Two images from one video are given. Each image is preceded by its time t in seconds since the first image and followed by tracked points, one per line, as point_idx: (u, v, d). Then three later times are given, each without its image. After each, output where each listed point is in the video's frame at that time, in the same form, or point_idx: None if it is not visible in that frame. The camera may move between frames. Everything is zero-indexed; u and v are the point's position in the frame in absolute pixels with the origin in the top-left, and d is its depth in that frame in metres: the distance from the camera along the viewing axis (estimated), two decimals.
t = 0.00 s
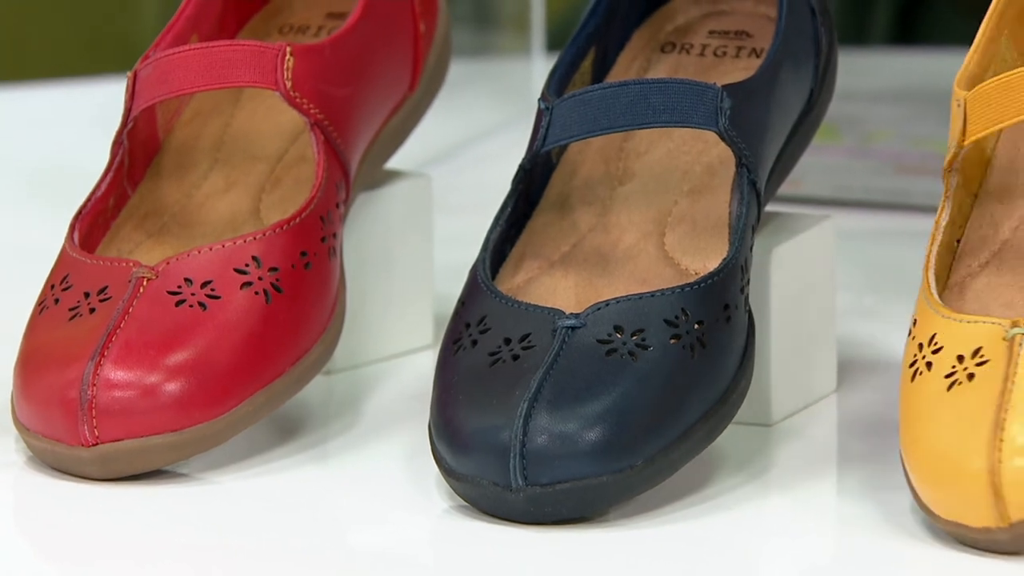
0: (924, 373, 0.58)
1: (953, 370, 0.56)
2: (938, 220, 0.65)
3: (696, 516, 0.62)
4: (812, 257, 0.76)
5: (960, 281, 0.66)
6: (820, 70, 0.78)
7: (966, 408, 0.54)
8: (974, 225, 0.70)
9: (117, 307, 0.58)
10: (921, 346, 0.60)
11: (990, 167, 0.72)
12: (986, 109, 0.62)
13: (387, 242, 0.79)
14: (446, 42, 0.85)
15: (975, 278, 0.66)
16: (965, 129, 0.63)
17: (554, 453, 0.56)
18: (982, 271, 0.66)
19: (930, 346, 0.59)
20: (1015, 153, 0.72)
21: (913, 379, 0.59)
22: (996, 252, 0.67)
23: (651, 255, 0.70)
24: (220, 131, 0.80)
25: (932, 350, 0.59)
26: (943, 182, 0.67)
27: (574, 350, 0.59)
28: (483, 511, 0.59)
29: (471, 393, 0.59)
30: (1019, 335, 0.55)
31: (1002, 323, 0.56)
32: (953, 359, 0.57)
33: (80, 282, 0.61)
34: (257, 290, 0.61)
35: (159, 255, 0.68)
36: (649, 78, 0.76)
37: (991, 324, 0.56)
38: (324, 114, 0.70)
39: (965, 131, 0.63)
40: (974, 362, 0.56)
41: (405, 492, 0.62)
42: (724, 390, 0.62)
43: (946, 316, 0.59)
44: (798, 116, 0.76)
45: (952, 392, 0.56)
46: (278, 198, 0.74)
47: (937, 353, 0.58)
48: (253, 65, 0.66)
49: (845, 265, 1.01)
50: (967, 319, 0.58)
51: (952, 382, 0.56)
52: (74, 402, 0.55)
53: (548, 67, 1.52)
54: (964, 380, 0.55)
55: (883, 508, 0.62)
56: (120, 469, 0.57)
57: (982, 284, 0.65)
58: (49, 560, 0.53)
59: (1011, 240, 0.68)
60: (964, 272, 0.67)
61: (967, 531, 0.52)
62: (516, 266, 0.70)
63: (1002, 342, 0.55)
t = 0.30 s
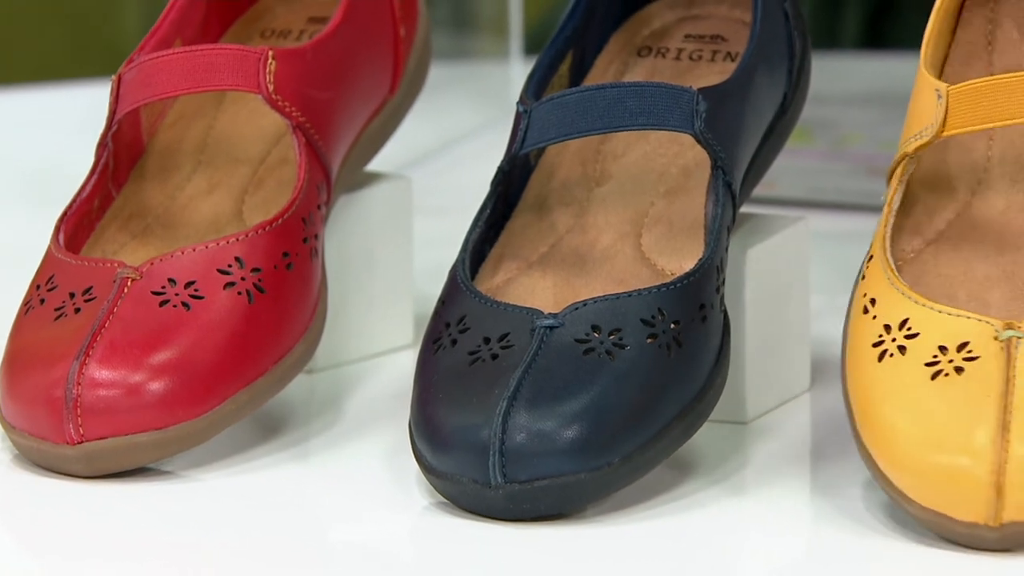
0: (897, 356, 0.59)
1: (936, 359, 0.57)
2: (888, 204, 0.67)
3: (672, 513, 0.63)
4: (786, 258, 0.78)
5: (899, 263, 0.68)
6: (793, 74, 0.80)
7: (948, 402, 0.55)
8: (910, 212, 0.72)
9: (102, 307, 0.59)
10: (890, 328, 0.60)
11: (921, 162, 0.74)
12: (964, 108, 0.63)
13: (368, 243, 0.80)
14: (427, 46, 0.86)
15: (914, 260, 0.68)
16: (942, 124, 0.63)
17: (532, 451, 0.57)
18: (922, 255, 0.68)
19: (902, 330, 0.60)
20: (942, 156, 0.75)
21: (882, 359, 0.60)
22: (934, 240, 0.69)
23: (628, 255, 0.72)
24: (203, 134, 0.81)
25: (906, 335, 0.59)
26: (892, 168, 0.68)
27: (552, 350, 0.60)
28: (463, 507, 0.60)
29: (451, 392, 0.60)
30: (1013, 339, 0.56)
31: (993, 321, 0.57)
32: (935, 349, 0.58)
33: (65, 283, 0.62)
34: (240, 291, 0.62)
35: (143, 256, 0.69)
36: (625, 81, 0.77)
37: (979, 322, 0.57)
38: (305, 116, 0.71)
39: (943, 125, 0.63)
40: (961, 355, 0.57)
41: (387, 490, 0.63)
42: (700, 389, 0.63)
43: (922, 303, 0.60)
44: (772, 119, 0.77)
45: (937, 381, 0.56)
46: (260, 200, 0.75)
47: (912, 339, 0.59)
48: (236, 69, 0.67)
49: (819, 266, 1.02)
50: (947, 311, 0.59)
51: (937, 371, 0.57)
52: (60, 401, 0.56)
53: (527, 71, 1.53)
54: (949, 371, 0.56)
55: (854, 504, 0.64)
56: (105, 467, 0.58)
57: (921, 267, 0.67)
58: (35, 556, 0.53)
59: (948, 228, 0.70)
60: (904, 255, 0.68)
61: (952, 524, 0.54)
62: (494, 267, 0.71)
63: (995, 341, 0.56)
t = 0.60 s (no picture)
0: (870, 369, 0.61)
1: (902, 367, 0.59)
2: (877, 227, 0.69)
3: (650, 509, 0.64)
4: (762, 259, 0.79)
5: (897, 285, 0.69)
6: (769, 78, 0.81)
7: (920, 404, 0.57)
8: (909, 233, 0.73)
9: (89, 307, 0.60)
10: (867, 343, 0.63)
11: (924, 182, 0.75)
12: (935, 123, 0.65)
13: (351, 244, 0.81)
14: (409, 50, 0.87)
15: (911, 282, 0.69)
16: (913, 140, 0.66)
17: (512, 448, 0.58)
18: (919, 276, 0.70)
19: (877, 344, 0.62)
20: (941, 171, 0.76)
21: (858, 373, 0.62)
22: (931, 259, 0.71)
23: (606, 256, 0.73)
24: (189, 137, 0.82)
25: (879, 348, 0.62)
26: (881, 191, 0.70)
27: (532, 348, 0.61)
28: (445, 504, 0.61)
29: (433, 390, 0.62)
30: (969, 338, 0.58)
31: (953, 325, 0.59)
32: (901, 357, 0.60)
33: (53, 283, 0.63)
34: (226, 290, 0.63)
35: (130, 256, 0.70)
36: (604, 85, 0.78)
37: (941, 326, 0.60)
38: (290, 120, 0.72)
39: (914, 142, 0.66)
40: (925, 360, 0.59)
41: (370, 486, 0.64)
42: (677, 387, 0.65)
43: (894, 316, 0.62)
44: (748, 122, 0.79)
45: (902, 388, 0.59)
46: (245, 201, 0.76)
47: (884, 351, 0.61)
48: (221, 73, 0.68)
49: (793, 267, 1.04)
50: (915, 321, 0.61)
51: (901, 378, 0.59)
52: (47, 399, 0.57)
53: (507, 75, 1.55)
54: (913, 377, 0.59)
55: (826, 499, 0.65)
56: (92, 463, 0.59)
57: (919, 288, 0.69)
58: (24, 552, 0.54)
59: (945, 246, 0.72)
60: (901, 277, 0.70)
61: (916, 523, 0.56)
62: (475, 267, 0.73)
63: (954, 342, 0.58)
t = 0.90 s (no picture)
0: (849, 368, 0.64)
1: (884, 368, 0.63)
2: (854, 239, 0.72)
3: (628, 507, 0.66)
4: (738, 262, 0.81)
5: (869, 295, 0.72)
6: (744, 84, 0.83)
7: (901, 405, 0.60)
8: (882, 249, 0.76)
9: (77, 309, 0.61)
10: (846, 344, 0.66)
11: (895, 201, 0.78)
12: (925, 137, 0.67)
13: (335, 247, 0.82)
14: (391, 57, 0.88)
15: (882, 293, 0.72)
16: (900, 153, 0.68)
17: (493, 448, 0.59)
18: (890, 288, 0.72)
19: (856, 346, 0.65)
20: (912, 196, 0.79)
21: (837, 372, 0.65)
22: (904, 273, 0.73)
23: (585, 259, 0.74)
24: (175, 142, 0.83)
25: (858, 350, 0.65)
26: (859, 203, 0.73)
27: (512, 350, 0.63)
28: (427, 503, 0.62)
29: (415, 391, 0.63)
30: (954, 344, 0.62)
31: (937, 332, 0.63)
32: (882, 358, 0.63)
33: (41, 286, 0.64)
34: (211, 293, 0.64)
35: (117, 260, 0.71)
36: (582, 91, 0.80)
37: (925, 332, 0.63)
38: (274, 125, 0.73)
39: (902, 155, 0.68)
40: (907, 362, 0.62)
41: (354, 485, 0.65)
42: (656, 387, 0.66)
43: (874, 319, 0.65)
44: (724, 128, 0.80)
45: (883, 388, 0.62)
46: (231, 206, 0.77)
47: (864, 353, 0.64)
48: (207, 79, 0.69)
49: (769, 270, 1.06)
50: (896, 326, 0.64)
51: (883, 378, 0.62)
52: (36, 400, 0.58)
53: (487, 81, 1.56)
54: (895, 378, 0.62)
55: (801, 498, 0.67)
56: (81, 463, 0.60)
57: (890, 299, 0.71)
58: (13, 551, 0.55)
59: (916, 261, 0.74)
60: (873, 288, 0.72)
61: (892, 515, 0.58)
62: (456, 270, 0.74)
63: (938, 346, 0.62)
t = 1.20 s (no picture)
0: (829, 375, 0.66)
1: (863, 373, 0.64)
2: (835, 257, 0.75)
3: (609, 507, 0.67)
4: (717, 266, 0.82)
5: (852, 313, 0.75)
6: (723, 91, 0.84)
7: (878, 409, 0.62)
8: (862, 270, 0.79)
9: (67, 312, 0.62)
10: (825, 353, 0.68)
11: (875, 226, 0.83)
12: (905, 156, 0.71)
13: (320, 251, 0.83)
14: (376, 64, 0.90)
15: (863, 311, 0.75)
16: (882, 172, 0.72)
17: (476, 448, 0.60)
18: (869, 307, 0.76)
19: (836, 354, 0.67)
20: (894, 221, 0.83)
21: (816, 378, 0.66)
22: (885, 292, 0.77)
23: (566, 262, 0.76)
24: (163, 147, 0.84)
25: (838, 357, 0.67)
26: (840, 225, 0.78)
27: (495, 352, 0.64)
28: (411, 502, 0.63)
29: (400, 393, 0.64)
30: (931, 350, 0.63)
31: (915, 339, 0.65)
32: (861, 365, 0.65)
33: (32, 289, 0.65)
34: (199, 297, 0.65)
35: (105, 264, 0.72)
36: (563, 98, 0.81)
37: (903, 339, 0.65)
38: (260, 131, 0.74)
39: (882, 173, 0.72)
40: (885, 368, 0.64)
41: (340, 485, 0.66)
42: (636, 389, 0.67)
43: (854, 329, 0.67)
44: (703, 134, 0.82)
45: (862, 392, 0.63)
46: (217, 210, 0.78)
47: (843, 361, 0.66)
48: (194, 86, 0.70)
49: (748, 273, 1.07)
50: (874, 335, 0.66)
51: (862, 383, 0.64)
52: (26, 401, 0.59)
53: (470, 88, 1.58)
54: (874, 383, 0.63)
55: (778, 497, 0.68)
56: (71, 464, 0.60)
57: (870, 316, 0.74)
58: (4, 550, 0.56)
59: (896, 282, 0.78)
60: (854, 307, 0.76)
61: (869, 513, 0.59)
62: (440, 274, 0.75)
63: (916, 352, 0.64)
